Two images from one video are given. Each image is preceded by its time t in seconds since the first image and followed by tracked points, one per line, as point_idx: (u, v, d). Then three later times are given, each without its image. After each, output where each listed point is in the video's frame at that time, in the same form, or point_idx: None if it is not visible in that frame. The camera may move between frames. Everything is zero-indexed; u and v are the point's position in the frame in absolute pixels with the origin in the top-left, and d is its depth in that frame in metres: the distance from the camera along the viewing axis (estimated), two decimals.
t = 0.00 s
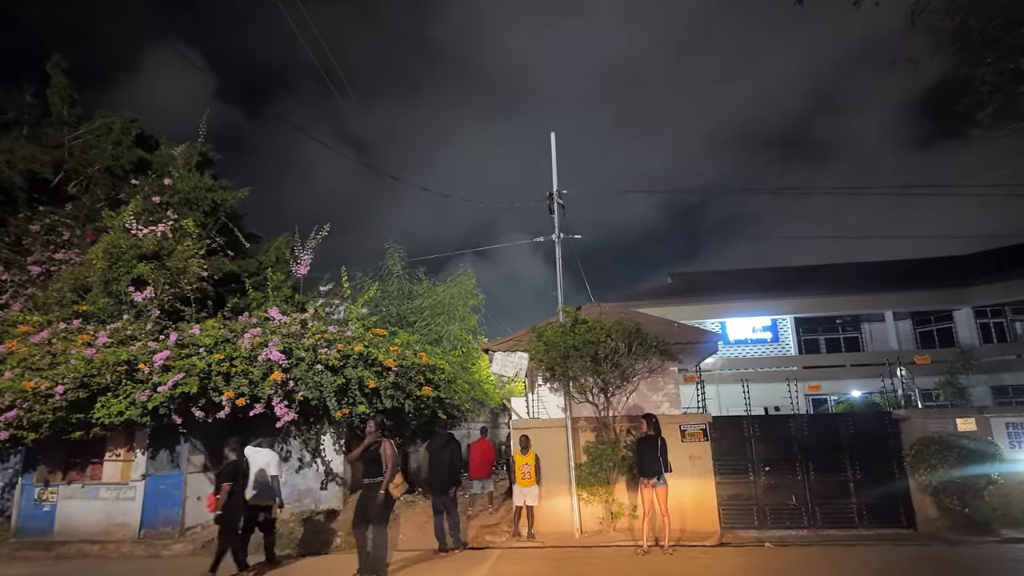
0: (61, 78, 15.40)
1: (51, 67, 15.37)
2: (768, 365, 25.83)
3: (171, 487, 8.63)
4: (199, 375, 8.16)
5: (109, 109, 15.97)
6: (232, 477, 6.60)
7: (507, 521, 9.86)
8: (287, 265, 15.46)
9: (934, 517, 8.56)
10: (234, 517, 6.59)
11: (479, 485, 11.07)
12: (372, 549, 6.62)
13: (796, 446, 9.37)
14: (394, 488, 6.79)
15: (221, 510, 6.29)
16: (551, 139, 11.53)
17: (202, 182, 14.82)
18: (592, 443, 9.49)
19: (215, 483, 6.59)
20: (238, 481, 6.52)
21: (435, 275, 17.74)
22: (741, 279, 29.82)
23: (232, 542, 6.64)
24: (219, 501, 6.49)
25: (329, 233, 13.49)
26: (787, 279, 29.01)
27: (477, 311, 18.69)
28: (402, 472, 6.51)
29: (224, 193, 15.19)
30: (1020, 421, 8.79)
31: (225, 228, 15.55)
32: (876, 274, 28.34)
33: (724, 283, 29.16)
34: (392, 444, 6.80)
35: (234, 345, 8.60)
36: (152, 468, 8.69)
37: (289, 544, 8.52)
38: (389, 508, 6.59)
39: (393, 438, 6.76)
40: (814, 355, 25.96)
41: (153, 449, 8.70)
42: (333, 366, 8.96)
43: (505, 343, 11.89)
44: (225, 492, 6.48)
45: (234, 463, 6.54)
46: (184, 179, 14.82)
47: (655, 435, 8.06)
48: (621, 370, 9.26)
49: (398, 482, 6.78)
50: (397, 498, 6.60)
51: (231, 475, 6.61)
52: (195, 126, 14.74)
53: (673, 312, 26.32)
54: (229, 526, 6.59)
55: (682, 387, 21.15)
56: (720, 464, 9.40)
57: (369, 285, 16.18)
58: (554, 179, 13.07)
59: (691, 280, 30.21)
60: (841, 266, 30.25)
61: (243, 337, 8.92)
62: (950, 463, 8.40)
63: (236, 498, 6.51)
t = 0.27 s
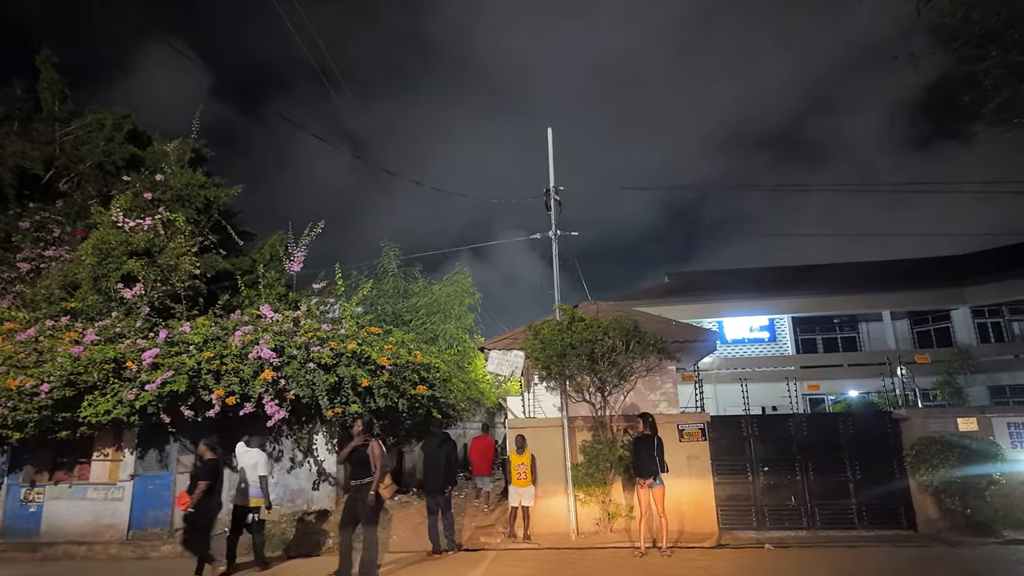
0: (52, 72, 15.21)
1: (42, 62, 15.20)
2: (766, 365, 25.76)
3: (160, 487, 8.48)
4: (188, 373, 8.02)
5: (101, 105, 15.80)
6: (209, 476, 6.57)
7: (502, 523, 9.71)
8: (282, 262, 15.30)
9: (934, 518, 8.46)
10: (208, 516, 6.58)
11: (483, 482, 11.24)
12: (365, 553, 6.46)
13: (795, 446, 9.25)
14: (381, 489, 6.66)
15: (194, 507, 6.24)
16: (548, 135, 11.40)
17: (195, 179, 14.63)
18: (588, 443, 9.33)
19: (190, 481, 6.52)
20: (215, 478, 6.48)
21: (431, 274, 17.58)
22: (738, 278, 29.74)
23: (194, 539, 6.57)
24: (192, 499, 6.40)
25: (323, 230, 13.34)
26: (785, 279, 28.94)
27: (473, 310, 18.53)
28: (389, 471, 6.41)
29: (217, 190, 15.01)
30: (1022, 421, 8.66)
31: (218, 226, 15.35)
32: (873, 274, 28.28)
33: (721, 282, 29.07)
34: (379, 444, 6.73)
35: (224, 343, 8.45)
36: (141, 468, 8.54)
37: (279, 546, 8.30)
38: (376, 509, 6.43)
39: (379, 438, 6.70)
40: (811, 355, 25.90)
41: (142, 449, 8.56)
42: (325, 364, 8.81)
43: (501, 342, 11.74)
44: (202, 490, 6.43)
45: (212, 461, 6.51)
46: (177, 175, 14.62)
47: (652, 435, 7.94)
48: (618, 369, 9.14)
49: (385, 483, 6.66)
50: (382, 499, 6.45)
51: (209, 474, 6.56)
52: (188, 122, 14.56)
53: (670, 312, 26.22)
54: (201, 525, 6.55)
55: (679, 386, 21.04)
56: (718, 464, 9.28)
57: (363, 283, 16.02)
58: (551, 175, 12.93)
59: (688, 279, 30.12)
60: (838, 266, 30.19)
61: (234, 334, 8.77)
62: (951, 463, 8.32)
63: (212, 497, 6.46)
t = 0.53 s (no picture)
0: (43, 67, 15.03)
1: (33, 55, 15.02)
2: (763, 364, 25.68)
3: (148, 487, 8.32)
4: (177, 371, 7.87)
5: (93, 100, 15.62)
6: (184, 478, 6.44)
7: (498, 523, 9.56)
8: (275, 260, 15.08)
9: (937, 519, 8.36)
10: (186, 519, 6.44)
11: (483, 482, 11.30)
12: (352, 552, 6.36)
13: (796, 445, 9.13)
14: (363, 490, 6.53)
15: (168, 508, 6.09)
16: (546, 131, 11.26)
17: (188, 175, 14.44)
18: (586, 443, 9.19)
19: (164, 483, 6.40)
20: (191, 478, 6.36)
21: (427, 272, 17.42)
22: (735, 277, 29.64)
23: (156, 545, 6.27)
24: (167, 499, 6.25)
25: (317, 227, 13.19)
26: (782, 278, 28.86)
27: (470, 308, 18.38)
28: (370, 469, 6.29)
29: (210, 186, 14.84)
30: None
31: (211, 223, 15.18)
32: (871, 273, 28.21)
33: (719, 281, 28.97)
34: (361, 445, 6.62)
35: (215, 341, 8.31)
36: (130, 468, 8.37)
37: (273, 545, 8.13)
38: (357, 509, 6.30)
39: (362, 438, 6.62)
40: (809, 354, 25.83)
41: (130, 449, 8.42)
42: (318, 362, 8.67)
43: (498, 339, 11.57)
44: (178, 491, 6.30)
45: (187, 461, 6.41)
46: (169, 171, 14.44)
47: (650, 434, 7.82)
48: (616, 367, 9.01)
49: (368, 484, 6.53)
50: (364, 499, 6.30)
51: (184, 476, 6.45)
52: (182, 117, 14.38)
53: (667, 310, 26.11)
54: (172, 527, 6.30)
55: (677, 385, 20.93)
56: (717, 464, 9.14)
57: (359, 281, 15.85)
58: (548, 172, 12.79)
59: (686, 278, 30.01)
60: (836, 265, 30.10)
61: (225, 332, 8.62)
62: (954, 462, 8.23)
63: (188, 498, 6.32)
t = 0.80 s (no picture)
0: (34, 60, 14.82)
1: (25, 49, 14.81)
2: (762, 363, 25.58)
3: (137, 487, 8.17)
4: (166, 368, 7.70)
5: (86, 95, 15.41)
6: (149, 481, 6.25)
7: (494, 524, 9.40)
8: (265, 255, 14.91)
9: (940, 520, 8.23)
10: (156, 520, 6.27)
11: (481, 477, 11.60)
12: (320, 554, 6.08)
13: (797, 445, 8.98)
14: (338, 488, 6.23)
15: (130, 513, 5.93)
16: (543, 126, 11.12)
17: (181, 170, 14.24)
18: (583, 442, 9.06)
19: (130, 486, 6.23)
20: (153, 481, 6.14)
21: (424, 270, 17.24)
22: (733, 276, 29.52)
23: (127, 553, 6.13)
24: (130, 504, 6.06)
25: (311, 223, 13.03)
26: (781, 277, 28.75)
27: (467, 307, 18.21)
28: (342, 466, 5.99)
29: (203, 182, 14.65)
30: None
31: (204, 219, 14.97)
32: (870, 272, 28.10)
33: (718, 280, 28.84)
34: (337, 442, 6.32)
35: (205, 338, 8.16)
36: (118, 468, 8.20)
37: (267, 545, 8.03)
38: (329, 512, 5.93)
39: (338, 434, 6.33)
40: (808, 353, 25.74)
41: (119, 448, 8.26)
42: (310, 360, 8.51)
43: (494, 337, 11.39)
44: (140, 495, 6.09)
45: (149, 463, 6.21)
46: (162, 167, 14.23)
47: (649, 433, 7.67)
48: (615, 365, 8.86)
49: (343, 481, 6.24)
50: (338, 499, 5.99)
51: (148, 478, 6.25)
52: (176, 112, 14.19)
53: (666, 309, 25.97)
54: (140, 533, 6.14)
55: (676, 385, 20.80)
56: (716, 464, 9.00)
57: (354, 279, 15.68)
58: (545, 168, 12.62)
59: (684, 277, 29.87)
60: (834, 264, 29.99)
61: (216, 328, 8.45)
62: (958, 463, 8.09)
63: (152, 501, 6.10)
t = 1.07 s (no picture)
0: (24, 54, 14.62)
1: (15, 43, 14.60)
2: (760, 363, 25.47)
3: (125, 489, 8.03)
4: (155, 365, 7.55)
5: (77, 90, 15.21)
6: (113, 480, 6.08)
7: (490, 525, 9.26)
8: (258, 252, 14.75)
9: (943, 521, 8.13)
10: (120, 519, 6.10)
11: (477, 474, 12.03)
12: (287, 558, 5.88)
13: (798, 445, 8.85)
14: (313, 488, 5.96)
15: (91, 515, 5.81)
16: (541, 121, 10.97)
17: (174, 166, 14.05)
18: (581, 441, 8.93)
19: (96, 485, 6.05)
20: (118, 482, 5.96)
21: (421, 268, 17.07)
22: (732, 275, 29.38)
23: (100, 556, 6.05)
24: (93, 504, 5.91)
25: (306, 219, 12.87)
26: (779, 276, 28.64)
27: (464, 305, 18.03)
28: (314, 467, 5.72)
29: (197, 179, 14.46)
30: None
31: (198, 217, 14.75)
32: (869, 272, 28.00)
33: (717, 279, 28.69)
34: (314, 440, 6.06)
35: (197, 336, 8.00)
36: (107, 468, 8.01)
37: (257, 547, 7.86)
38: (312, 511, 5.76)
39: (315, 432, 6.07)
40: (807, 353, 25.65)
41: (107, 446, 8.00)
42: (303, 358, 8.35)
43: (490, 334, 11.21)
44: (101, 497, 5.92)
45: (113, 463, 6.04)
46: (155, 162, 14.01)
47: (649, 432, 7.53)
48: (613, 363, 8.70)
49: (318, 481, 5.97)
50: (313, 500, 5.79)
51: (112, 478, 6.08)
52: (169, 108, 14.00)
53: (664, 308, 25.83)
54: (105, 534, 6.00)
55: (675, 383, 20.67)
56: (716, 464, 8.85)
57: (350, 275, 15.48)
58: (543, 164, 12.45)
59: (682, 276, 29.73)
60: (833, 263, 29.88)
61: (207, 325, 8.31)
62: (961, 462, 7.99)
63: (115, 502, 5.94)
